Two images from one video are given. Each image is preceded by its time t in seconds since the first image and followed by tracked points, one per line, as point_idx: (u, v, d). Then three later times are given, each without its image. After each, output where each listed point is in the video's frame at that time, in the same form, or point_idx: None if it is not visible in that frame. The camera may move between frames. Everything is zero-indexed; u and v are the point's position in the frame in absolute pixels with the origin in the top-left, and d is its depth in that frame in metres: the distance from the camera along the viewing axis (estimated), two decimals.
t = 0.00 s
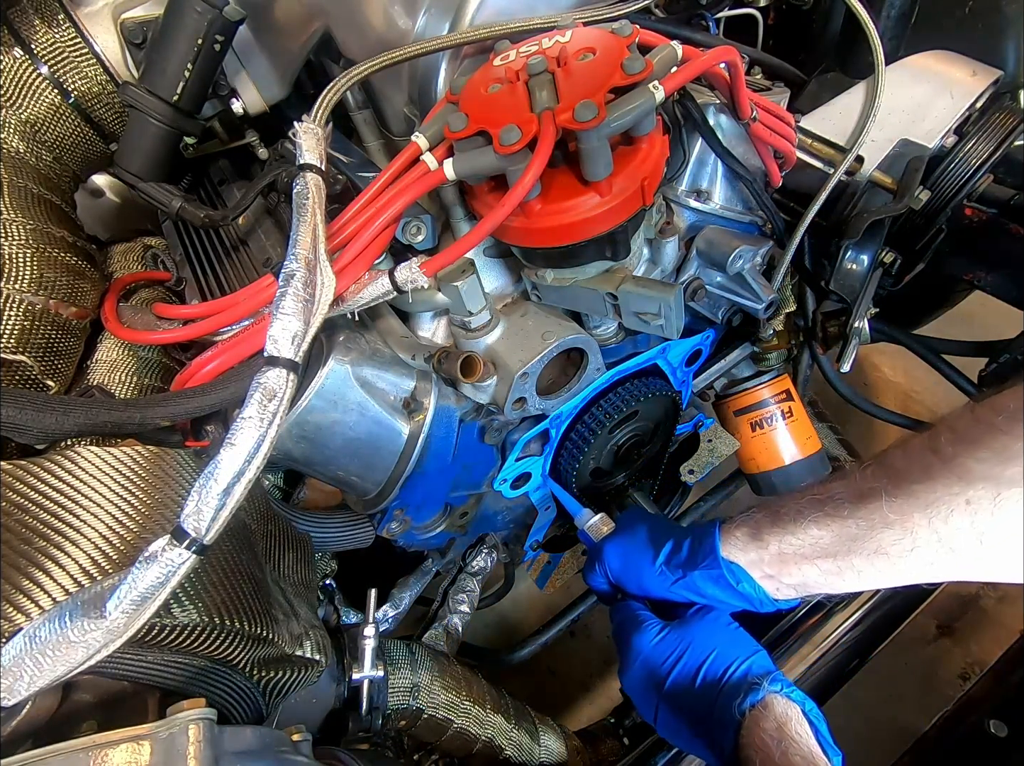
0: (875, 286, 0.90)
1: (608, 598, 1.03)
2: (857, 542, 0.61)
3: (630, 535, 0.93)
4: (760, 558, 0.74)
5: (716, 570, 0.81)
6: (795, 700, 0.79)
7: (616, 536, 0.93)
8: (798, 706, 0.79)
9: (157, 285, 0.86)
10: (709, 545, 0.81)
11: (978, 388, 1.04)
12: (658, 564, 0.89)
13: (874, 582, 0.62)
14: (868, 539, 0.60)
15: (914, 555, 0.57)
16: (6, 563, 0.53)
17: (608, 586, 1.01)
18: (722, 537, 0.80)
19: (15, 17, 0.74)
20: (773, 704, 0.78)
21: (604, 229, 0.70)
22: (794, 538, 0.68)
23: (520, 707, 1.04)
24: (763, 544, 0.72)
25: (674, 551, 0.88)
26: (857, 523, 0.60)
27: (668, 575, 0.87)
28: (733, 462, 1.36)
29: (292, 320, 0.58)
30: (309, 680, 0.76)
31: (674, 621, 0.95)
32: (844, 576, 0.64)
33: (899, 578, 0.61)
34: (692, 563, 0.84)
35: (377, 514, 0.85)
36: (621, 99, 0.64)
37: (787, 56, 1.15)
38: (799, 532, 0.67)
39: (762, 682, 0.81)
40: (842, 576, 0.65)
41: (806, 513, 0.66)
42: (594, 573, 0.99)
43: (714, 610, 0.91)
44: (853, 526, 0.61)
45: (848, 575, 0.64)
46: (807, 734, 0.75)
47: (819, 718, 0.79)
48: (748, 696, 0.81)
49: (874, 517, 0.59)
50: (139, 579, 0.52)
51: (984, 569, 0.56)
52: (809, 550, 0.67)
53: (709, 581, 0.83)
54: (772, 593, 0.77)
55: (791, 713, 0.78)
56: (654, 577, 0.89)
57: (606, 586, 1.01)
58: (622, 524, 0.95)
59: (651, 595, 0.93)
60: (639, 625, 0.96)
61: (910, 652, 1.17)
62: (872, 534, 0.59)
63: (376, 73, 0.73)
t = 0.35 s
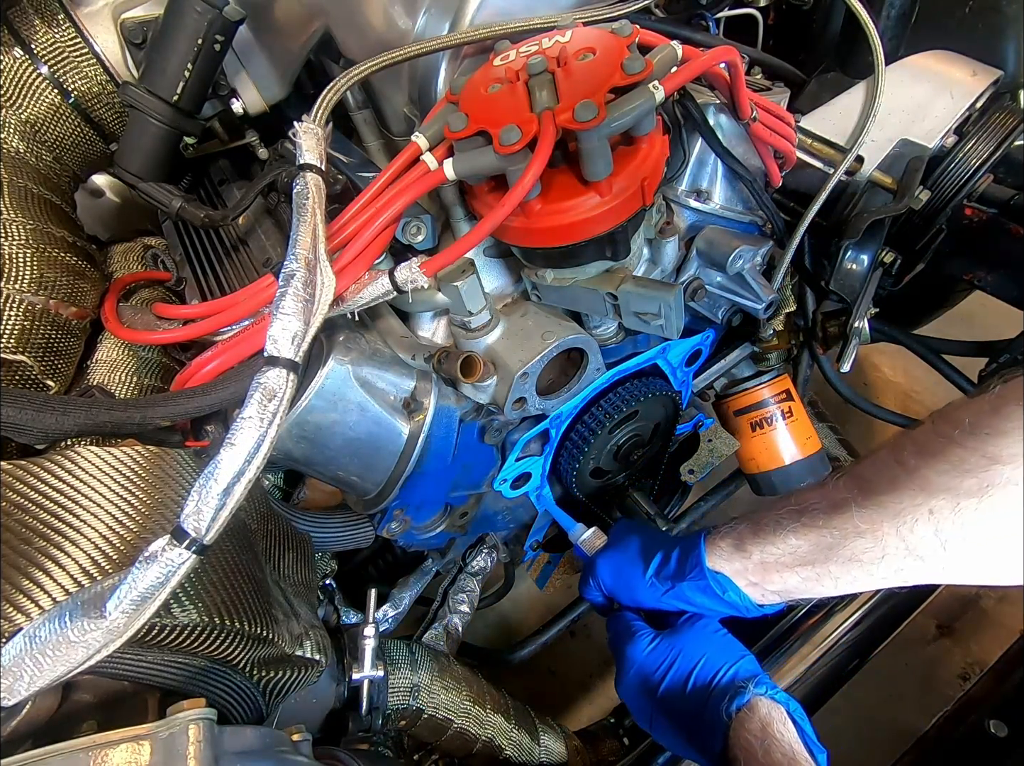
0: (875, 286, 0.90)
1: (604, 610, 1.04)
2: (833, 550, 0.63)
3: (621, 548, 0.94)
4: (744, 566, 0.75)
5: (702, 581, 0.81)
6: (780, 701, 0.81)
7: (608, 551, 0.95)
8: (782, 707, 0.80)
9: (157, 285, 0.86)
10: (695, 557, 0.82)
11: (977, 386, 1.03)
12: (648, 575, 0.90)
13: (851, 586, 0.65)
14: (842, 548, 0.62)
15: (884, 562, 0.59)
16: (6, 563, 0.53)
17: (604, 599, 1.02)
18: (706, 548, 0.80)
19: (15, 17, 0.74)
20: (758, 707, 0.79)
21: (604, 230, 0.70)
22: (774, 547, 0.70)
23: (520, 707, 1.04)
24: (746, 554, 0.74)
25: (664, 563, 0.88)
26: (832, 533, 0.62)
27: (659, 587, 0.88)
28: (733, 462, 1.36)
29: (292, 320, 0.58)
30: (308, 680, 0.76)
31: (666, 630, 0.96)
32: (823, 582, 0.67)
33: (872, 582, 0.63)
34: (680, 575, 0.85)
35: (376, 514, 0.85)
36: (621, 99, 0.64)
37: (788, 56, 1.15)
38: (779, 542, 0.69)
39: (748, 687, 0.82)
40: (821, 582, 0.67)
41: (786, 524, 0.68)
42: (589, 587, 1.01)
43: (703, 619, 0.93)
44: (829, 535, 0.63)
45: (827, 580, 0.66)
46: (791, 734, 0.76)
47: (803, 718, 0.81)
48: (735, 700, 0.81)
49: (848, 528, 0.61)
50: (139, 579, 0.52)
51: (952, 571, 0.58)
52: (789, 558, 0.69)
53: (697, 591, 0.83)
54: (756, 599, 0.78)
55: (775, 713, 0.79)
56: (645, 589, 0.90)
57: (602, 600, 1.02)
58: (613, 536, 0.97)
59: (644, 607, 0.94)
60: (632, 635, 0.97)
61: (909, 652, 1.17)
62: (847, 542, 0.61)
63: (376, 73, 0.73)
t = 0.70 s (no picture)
0: (875, 286, 0.90)
1: (608, 599, 1.04)
2: (849, 537, 0.61)
3: (626, 538, 0.93)
4: (755, 554, 0.74)
5: (713, 571, 0.81)
6: (793, 697, 0.80)
7: (611, 539, 0.94)
8: (796, 703, 0.80)
9: (157, 285, 0.86)
10: (705, 546, 0.81)
11: (969, 382, 1.03)
12: (655, 565, 0.89)
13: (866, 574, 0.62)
14: (860, 534, 0.60)
15: (905, 548, 0.57)
16: (5, 563, 0.53)
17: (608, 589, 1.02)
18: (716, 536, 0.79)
19: (15, 17, 0.74)
20: (771, 704, 0.78)
21: (604, 229, 0.70)
22: (788, 535, 0.67)
23: (520, 707, 1.04)
24: (757, 542, 0.72)
25: (671, 552, 0.88)
26: (848, 520, 0.60)
27: (667, 577, 0.88)
28: (733, 462, 1.36)
29: (292, 321, 0.57)
30: (308, 680, 0.76)
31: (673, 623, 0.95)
32: (837, 570, 0.65)
33: (891, 569, 0.61)
34: (689, 564, 0.84)
35: (376, 514, 0.85)
36: (621, 99, 0.64)
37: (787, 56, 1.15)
38: (792, 529, 0.67)
39: (760, 682, 0.82)
40: (834, 569, 0.65)
41: (798, 511, 0.66)
42: (593, 577, 1.00)
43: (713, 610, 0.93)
44: (845, 522, 0.61)
45: (842, 569, 0.64)
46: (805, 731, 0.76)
47: (818, 715, 0.81)
48: (747, 696, 0.81)
49: (865, 514, 0.58)
50: (139, 579, 0.52)
51: (975, 558, 0.56)
52: (802, 546, 0.66)
53: (709, 581, 0.83)
54: (767, 586, 0.77)
55: (790, 710, 0.78)
56: (653, 579, 0.89)
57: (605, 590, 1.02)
58: (618, 523, 0.96)
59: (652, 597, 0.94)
60: (640, 628, 0.96)
61: (909, 652, 1.17)
62: (863, 529, 0.59)
63: (376, 73, 0.73)
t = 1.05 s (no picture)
0: (874, 286, 0.90)
1: (589, 610, 1.05)
2: (830, 541, 0.60)
3: (603, 549, 0.94)
4: (735, 560, 0.72)
5: (691, 580, 0.80)
6: (779, 708, 0.79)
7: (589, 550, 0.95)
8: (782, 714, 0.79)
9: (157, 285, 0.86)
10: (683, 554, 0.81)
11: (960, 373, 1.05)
12: (633, 575, 0.89)
13: (847, 576, 0.62)
14: (841, 538, 0.59)
15: (887, 551, 0.57)
16: (6, 563, 0.53)
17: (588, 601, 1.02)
18: (694, 543, 0.78)
19: (15, 17, 0.74)
20: (756, 715, 0.78)
21: (604, 229, 0.70)
22: (768, 539, 0.66)
23: (520, 707, 1.04)
24: (737, 548, 0.71)
25: (649, 561, 0.88)
26: (829, 524, 0.59)
27: (645, 586, 0.87)
28: (733, 462, 1.36)
29: (292, 320, 0.58)
30: (308, 680, 0.76)
31: (655, 635, 0.96)
32: (818, 573, 0.64)
33: (870, 573, 0.61)
34: (667, 574, 0.84)
35: (376, 514, 0.85)
36: (621, 99, 0.64)
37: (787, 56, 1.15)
38: (773, 533, 0.66)
39: (744, 695, 0.82)
40: (815, 572, 0.64)
41: (778, 514, 0.65)
42: (571, 590, 1.01)
43: (693, 621, 0.95)
44: (826, 526, 0.60)
45: (824, 572, 0.63)
46: (793, 745, 0.74)
47: (805, 724, 0.79)
48: (731, 709, 0.81)
49: (847, 517, 0.58)
50: (139, 579, 0.52)
51: (953, 559, 0.56)
52: (783, 550, 0.65)
53: (687, 590, 0.82)
54: (747, 591, 0.75)
55: (776, 722, 0.77)
56: (632, 590, 0.90)
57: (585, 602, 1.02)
58: (593, 532, 0.97)
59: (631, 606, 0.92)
60: (621, 644, 0.97)
61: (909, 652, 1.17)
62: (845, 532, 0.59)
63: (376, 73, 0.73)
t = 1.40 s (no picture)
0: (875, 286, 0.90)
1: (603, 590, 1.04)
2: (859, 519, 0.60)
3: (618, 528, 0.92)
4: (758, 540, 0.72)
5: (712, 560, 0.80)
6: (798, 696, 0.81)
7: (603, 530, 0.92)
8: (802, 701, 0.81)
9: (157, 285, 0.86)
10: (703, 536, 0.80)
11: (956, 371, 1.05)
12: (651, 555, 0.88)
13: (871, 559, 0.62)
14: (872, 516, 0.59)
15: (921, 529, 0.57)
16: (6, 563, 0.53)
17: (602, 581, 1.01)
18: (715, 524, 0.78)
19: (15, 17, 0.74)
20: (775, 705, 0.80)
21: (604, 230, 0.70)
22: (793, 518, 0.66)
23: (520, 707, 1.04)
24: (760, 528, 0.71)
25: (667, 542, 0.87)
26: (859, 501, 0.59)
27: (663, 568, 0.87)
28: (733, 462, 1.36)
29: (292, 321, 0.57)
30: (308, 680, 0.76)
31: (671, 618, 0.96)
32: (842, 554, 0.64)
33: (896, 554, 0.61)
34: (687, 555, 0.83)
35: (376, 514, 0.86)
36: (621, 99, 0.64)
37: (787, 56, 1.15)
38: (799, 513, 0.65)
39: (764, 683, 0.83)
40: (839, 554, 0.64)
41: (805, 492, 0.65)
42: (586, 570, 0.99)
43: (710, 605, 0.94)
44: (854, 503, 0.60)
45: (850, 552, 0.63)
46: (813, 735, 0.76)
47: (824, 713, 0.82)
48: (751, 697, 0.82)
49: (879, 494, 0.58)
50: (139, 579, 0.52)
51: (984, 539, 0.56)
52: (808, 530, 0.65)
53: (707, 571, 0.82)
54: (769, 573, 0.76)
55: (796, 710, 0.79)
56: (649, 570, 0.89)
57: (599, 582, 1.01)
58: (607, 509, 0.94)
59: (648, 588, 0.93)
60: (636, 625, 0.97)
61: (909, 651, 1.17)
62: (875, 510, 0.59)
63: (376, 73, 0.73)
